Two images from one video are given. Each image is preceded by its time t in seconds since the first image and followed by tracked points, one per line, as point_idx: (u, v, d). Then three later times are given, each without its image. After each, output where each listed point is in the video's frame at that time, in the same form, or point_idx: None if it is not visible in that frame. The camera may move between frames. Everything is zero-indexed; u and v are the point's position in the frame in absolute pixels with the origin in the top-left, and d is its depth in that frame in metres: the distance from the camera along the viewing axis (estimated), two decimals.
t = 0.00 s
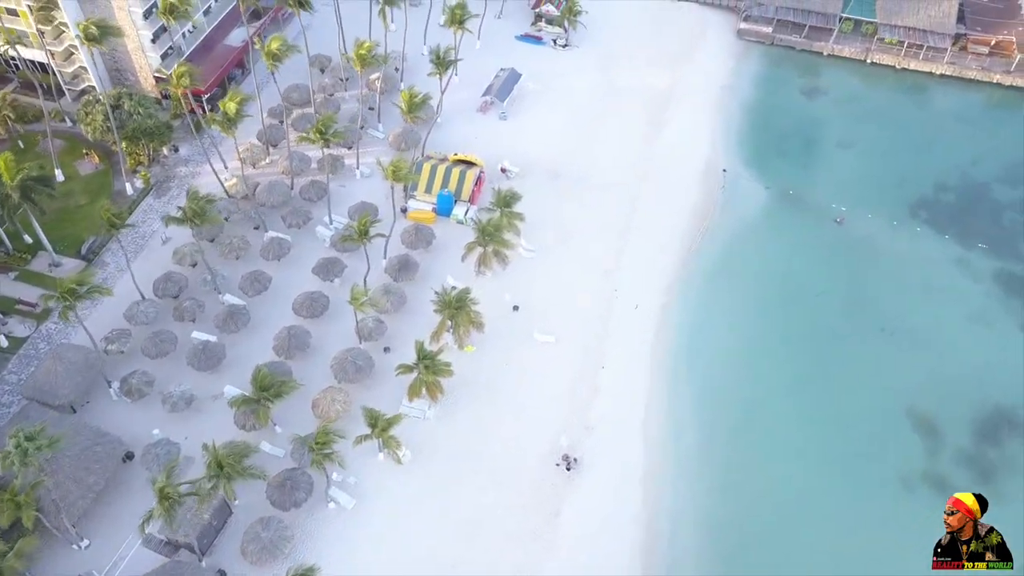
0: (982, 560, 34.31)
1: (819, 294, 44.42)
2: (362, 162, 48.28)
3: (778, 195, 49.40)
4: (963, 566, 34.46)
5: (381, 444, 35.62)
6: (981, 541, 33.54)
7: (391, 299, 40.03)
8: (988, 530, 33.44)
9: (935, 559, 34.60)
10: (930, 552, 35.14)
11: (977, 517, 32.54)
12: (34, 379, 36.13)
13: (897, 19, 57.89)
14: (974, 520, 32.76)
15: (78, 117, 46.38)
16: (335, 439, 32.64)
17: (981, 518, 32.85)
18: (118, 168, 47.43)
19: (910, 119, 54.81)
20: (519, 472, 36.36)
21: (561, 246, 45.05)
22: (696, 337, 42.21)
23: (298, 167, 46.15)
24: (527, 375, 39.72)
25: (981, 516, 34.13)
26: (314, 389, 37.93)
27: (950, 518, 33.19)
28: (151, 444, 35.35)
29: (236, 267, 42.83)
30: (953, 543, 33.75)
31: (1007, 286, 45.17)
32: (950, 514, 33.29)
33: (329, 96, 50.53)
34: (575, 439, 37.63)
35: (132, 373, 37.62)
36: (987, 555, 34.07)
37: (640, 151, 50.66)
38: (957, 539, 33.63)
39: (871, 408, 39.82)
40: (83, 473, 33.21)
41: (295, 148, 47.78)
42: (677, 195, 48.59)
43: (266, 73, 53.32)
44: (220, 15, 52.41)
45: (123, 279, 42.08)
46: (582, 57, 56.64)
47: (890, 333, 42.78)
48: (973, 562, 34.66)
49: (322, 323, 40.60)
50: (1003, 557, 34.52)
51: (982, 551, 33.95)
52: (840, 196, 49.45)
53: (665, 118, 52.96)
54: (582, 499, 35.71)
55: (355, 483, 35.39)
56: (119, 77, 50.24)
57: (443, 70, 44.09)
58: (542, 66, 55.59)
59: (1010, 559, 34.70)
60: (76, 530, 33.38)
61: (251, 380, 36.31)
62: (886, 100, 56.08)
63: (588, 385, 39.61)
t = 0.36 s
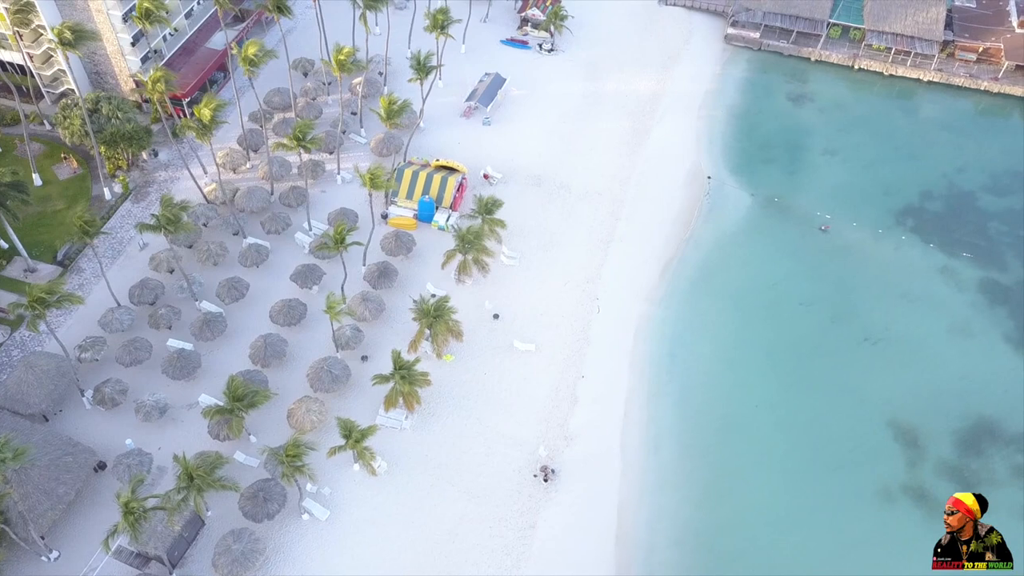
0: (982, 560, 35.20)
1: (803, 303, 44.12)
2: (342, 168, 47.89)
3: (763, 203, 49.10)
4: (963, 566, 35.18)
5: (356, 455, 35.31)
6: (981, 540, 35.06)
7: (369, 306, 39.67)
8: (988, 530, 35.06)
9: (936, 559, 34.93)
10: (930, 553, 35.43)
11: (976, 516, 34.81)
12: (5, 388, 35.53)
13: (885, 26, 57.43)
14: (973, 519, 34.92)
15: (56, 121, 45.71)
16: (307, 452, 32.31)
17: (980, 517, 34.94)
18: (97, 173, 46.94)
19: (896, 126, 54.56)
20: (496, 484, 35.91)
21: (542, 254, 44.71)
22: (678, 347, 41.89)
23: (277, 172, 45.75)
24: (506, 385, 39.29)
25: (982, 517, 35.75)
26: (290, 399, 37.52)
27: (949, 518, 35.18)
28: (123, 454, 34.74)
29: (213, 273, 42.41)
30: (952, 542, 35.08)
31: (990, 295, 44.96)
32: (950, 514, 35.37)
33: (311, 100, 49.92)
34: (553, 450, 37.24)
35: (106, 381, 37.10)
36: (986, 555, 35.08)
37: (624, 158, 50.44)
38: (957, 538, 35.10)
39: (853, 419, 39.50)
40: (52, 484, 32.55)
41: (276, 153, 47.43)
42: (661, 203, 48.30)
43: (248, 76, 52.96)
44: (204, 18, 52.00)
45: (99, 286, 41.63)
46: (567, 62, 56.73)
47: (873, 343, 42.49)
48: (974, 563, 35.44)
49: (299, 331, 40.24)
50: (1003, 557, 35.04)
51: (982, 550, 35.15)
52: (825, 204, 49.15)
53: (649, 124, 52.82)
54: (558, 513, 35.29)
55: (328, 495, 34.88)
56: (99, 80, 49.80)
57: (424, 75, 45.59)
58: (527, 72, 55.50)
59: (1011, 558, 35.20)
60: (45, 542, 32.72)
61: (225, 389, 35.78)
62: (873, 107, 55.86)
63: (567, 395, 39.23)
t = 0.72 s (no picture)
0: (982, 560, 34.92)
1: (791, 306, 44.08)
2: (331, 168, 47.77)
3: (752, 206, 49.02)
4: (963, 566, 35.00)
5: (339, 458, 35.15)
6: (981, 541, 34.27)
7: (355, 308, 39.53)
8: (988, 530, 34.08)
9: (936, 559, 34.93)
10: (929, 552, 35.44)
11: (977, 517, 33.59)
12: None
13: (877, 27, 57.58)
14: (974, 520, 33.69)
15: (42, 120, 45.30)
16: (288, 455, 32.13)
17: (980, 517, 33.75)
18: (84, 172, 46.67)
19: (887, 129, 54.55)
20: (481, 487, 35.80)
21: (530, 256, 44.61)
22: (665, 349, 41.86)
23: (265, 173, 45.63)
24: (492, 387, 39.20)
25: (983, 516, 34.75)
26: (276, 400, 37.41)
27: (950, 518, 34.05)
28: (106, 456, 34.50)
29: (200, 274, 42.23)
30: (952, 543, 34.44)
31: (979, 299, 44.94)
32: (950, 514, 34.19)
33: (300, 100, 49.85)
34: (538, 453, 37.17)
35: (90, 382, 36.88)
36: (987, 555, 34.65)
37: (613, 159, 50.37)
38: (957, 539, 34.35)
39: (839, 424, 39.47)
40: (33, 486, 32.13)
41: (264, 153, 47.30)
42: (650, 205, 48.23)
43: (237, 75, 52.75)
44: (193, 17, 51.81)
45: (85, 287, 41.43)
46: (558, 63, 56.59)
47: (861, 347, 42.45)
48: (973, 563, 35.29)
49: (285, 333, 40.09)
50: (1003, 557, 34.92)
51: (982, 551, 34.59)
52: (815, 207, 49.08)
53: (639, 126, 52.75)
54: (544, 516, 35.22)
55: (313, 496, 34.78)
56: (86, 79, 49.62)
57: (411, 76, 45.95)
58: (518, 73, 55.38)
59: (1010, 559, 35.11)
60: (25, 544, 32.47)
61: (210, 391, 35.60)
62: (863, 110, 55.83)
63: (554, 398, 39.16)
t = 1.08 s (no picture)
0: (982, 561, 35.32)
1: (790, 308, 43.96)
2: (330, 166, 47.80)
3: (753, 207, 48.90)
4: (963, 566, 35.30)
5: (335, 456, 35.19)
6: (981, 541, 35.04)
7: (353, 306, 39.55)
8: (988, 530, 34.97)
9: (936, 559, 35.11)
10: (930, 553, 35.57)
11: (976, 516, 34.61)
12: None
13: (880, 29, 57.35)
14: (974, 519, 34.73)
15: (43, 115, 45.35)
16: (284, 453, 32.17)
17: (980, 517, 34.74)
18: (84, 167, 46.75)
19: (888, 131, 54.36)
20: (478, 486, 35.81)
21: (529, 255, 44.58)
22: (663, 351, 41.74)
23: (265, 170, 45.67)
24: (490, 387, 39.17)
25: (982, 517, 35.67)
26: (273, 398, 37.41)
27: (950, 518, 35.09)
28: (103, 451, 34.58)
29: (199, 270, 42.29)
30: (952, 542, 35.12)
31: (979, 302, 44.78)
32: (950, 514, 35.23)
33: (301, 97, 49.91)
34: (535, 453, 37.14)
35: (87, 378, 36.95)
36: (986, 555, 35.16)
37: (614, 159, 50.30)
38: (957, 538, 35.10)
39: (836, 426, 39.38)
40: (30, 481, 32.22)
41: (264, 151, 47.32)
42: (650, 205, 48.12)
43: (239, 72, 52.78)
44: (194, 13, 51.91)
45: (84, 282, 41.51)
46: (559, 62, 56.51)
47: (859, 349, 42.33)
48: (974, 563, 35.60)
49: (283, 330, 40.13)
50: (1003, 557, 35.14)
51: (982, 551, 35.19)
52: (815, 208, 48.93)
53: (640, 126, 52.66)
54: (540, 516, 35.18)
55: (308, 496, 34.76)
56: (88, 74, 49.70)
57: (411, 74, 45.87)
58: (519, 72, 55.36)
59: (1011, 559, 35.31)
60: (22, 539, 32.52)
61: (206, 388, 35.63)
62: (866, 111, 55.64)
63: (551, 398, 39.13)
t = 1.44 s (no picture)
0: (982, 561, 35.17)
1: (793, 311, 43.79)
2: (334, 163, 47.86)
3: (756, 209, 48.74)
4: (963, 566, 35.18)
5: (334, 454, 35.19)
6: (981, 541, 34.76)
7: (354, 303, 39.56)
8: (988, 530, 34.65)
9: (936, 559, 35.04)
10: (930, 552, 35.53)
11: (977, 517, 34.28)
12: None
13: (888, 32, 57.13)
14: (974, 520, 34.38)
15: (49, 109, 45.55)
16: (282, 449, 32.14)
17: (980, 517, 34.39)
18: (89, 162, 46.94)
19: (894, 134, 54.10)
20: (476, 485, 35.80)
21: (532, 255, 44.55)
22: (664, 353, 41.63)
23: (269, 166, 45.78)
24: (490, 386, 39.15)
25: (983, 516, 35.34)
26: (273, 394, 37.48)
27: (950, 518, 34.75)
28: (103, 445, 34.70)
29: (201, 265, 42.39)
30: (952, 543, 34.91)
31: (982, 307, 44.55)
32: (950, 514, 34.90)
33: (306, 94, 50.01)
34: (534, 453, 37.10)
35: (89, 372, 37.09)
36: (986, 555, 34.97)
37: (618, 160, 50.22)
38: (957, 539, 34.87)
39: (837, 430, 39.22)
40: (30, 474, 32.34)
41: (269, 148, 47.44)
42: (653, 207, 48.00)
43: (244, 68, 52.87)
44: (201, 9, 52.06)
45: (87, 276, 41.67)
46: (565, 62, 56.47)
47: (861, 354, 42.14)
48: (974, 562, 35.48)
49: (284, 327, 40.19)
50: (1003, 557, 35.01)
51: (982, 550, 34.94)
52: (819, 211, 48.73)
53: (644, 127, 52.56)
54: (538, 517, 35.13)
55: (307, 492, 34.81)
56: (94, 69, 49.86)
57: (416, 73, 45.87)
58: (525, 71, 55.28)
59: (1011, 558, 35.20)
60: (21, 531, 32.64)
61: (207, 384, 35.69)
62: (872, 115, 55.39)
63: (550, 398, 39.09)
